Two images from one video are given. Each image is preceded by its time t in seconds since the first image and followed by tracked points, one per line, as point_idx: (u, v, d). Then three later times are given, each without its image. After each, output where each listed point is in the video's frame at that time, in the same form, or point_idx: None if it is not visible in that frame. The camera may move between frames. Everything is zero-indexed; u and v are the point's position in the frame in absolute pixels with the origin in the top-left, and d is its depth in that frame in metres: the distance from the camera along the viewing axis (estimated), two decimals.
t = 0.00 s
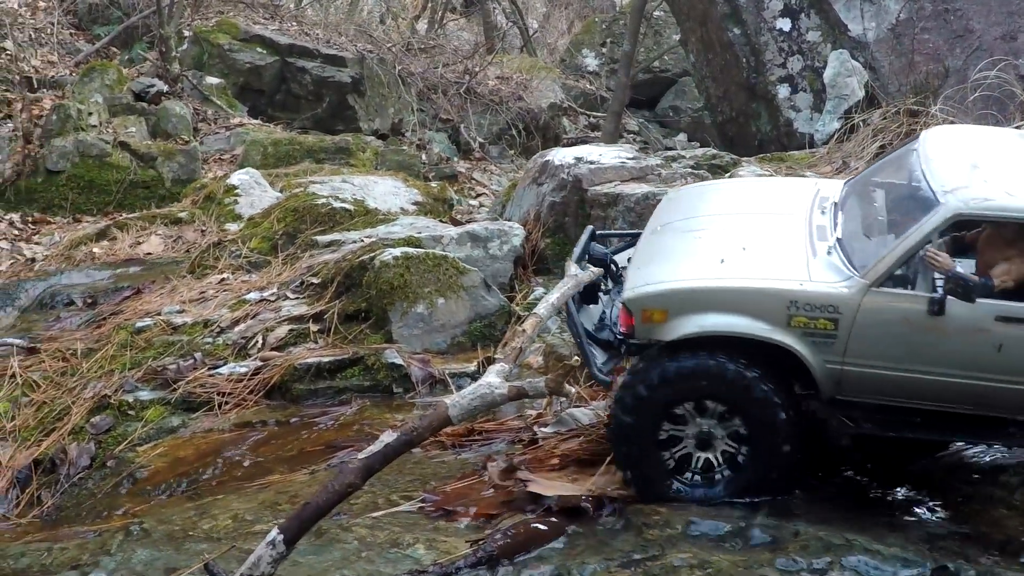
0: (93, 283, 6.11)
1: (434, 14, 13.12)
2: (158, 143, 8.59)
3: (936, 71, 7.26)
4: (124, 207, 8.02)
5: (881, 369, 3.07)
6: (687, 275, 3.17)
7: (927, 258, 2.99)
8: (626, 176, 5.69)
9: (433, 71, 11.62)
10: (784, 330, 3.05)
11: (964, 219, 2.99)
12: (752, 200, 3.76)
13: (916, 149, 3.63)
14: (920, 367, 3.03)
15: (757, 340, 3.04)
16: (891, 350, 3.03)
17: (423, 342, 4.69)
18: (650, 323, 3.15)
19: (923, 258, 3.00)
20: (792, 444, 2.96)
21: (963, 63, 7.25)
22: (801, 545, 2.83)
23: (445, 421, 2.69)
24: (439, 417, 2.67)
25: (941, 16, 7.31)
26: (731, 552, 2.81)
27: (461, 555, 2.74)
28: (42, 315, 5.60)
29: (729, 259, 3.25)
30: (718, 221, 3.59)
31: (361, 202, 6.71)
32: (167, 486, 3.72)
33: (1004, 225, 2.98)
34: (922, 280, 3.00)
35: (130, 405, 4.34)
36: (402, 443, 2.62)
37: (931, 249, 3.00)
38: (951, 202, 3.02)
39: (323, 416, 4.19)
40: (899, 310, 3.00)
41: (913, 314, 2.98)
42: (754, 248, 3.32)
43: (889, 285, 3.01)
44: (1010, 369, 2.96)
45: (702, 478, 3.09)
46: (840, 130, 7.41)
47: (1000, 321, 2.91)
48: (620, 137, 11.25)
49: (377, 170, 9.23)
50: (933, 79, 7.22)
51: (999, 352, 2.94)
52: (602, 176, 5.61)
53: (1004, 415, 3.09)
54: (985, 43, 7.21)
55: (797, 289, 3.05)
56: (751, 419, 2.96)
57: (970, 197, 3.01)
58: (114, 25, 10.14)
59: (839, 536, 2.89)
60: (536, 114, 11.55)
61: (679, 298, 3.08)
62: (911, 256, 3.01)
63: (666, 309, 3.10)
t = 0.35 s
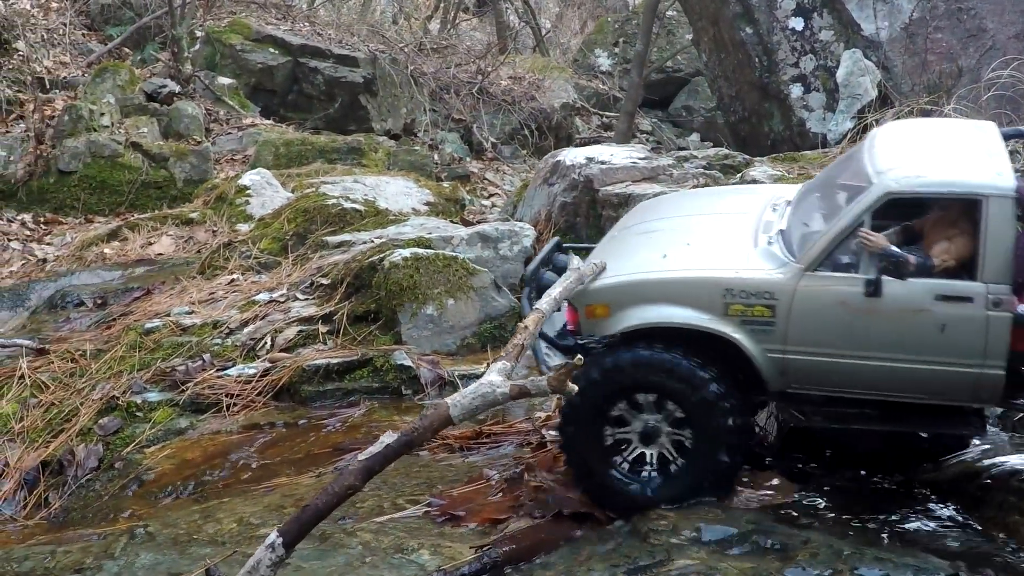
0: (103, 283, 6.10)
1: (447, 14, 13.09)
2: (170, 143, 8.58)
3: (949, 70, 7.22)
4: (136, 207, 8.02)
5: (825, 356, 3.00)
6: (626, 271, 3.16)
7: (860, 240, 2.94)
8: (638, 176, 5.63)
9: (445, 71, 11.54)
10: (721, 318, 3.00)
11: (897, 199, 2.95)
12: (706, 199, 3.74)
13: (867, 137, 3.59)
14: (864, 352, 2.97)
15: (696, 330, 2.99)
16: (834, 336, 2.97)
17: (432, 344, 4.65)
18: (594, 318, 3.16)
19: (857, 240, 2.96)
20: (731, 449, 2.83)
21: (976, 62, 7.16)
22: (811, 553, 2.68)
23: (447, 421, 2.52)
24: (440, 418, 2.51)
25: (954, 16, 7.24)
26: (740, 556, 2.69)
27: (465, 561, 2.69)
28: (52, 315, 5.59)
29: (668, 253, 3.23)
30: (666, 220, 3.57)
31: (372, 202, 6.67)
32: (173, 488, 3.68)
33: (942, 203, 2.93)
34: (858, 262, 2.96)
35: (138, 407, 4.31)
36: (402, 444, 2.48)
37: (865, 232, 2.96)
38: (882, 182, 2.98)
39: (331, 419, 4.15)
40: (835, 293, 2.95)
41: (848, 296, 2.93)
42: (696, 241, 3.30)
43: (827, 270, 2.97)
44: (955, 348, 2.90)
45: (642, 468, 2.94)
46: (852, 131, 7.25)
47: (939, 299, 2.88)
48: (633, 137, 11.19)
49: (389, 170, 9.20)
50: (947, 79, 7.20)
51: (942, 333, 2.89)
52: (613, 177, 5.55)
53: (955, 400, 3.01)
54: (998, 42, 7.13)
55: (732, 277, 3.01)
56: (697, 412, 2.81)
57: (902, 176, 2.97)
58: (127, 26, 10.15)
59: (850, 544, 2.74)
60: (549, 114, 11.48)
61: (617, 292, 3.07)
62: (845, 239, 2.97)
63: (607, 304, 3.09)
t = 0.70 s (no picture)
0: (106, 283, 6.09)
1: (455, 13, 13.04)
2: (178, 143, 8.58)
3: (957, 69, 7.02)
4: (142, 207, 8.01)
5: (736, 328, 2.81)
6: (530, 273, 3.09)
7: (747, 205, 2.86)
8: (642, 175, 5.55)
9: (455, 71, 11.35)
10: (624, 300, 2.87)
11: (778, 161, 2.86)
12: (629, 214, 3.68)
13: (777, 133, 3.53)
14: (774, 319, 2.79)
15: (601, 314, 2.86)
16: (741, 307, 2.79)
17: (432, 344, 4.59)
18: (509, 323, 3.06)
19: (745, 207, 2.86)
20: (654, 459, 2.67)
21: (985, 60, 7.03)
22: (807, 562, 2.57)
23: (422, 409, 2.44)
24: (416, 404, 2.44)
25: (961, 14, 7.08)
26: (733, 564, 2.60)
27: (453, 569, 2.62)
28: (54, 316, 5.58)
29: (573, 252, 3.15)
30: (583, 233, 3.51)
31: (375, 201, 6.63)
32: (167, 490, 3.64)
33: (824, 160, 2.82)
34: (746, 230, 2.85)
35: (136, 408, 4.28)
36: (378, 432, 2.41)
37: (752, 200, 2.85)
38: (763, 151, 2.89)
39: (329, 420, 4.10)
40: (731, 260, 2.81)
41: (743, 260, 2.79)
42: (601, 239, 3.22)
43: (719, 242, 2.84)
44: (860, 302, 2.73)
45: (575, 474, 2.78)
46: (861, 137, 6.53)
47: (835, 250, 2.74)
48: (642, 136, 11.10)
49: (396, 169, 9.15)
50: (956, 76, 6.99)
51: (844, 284, 2.73)
52: (616, 177, 5.48)
53: (872, 360, 2.82)
54: (1007, 40, 7.05)
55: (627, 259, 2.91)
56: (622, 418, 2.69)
57: (785, 142, 2.88)
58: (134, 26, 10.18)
59: (847, 552, 2.60)
60: (557, 113, 11.40)
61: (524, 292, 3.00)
62: (734, 209, 2.86)
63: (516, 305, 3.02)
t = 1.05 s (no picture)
0: (108, 283, 6.08)
1: (461, 14, 13.02)
2: (182, 143, 8.56)
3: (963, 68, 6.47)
4: (146, 208, 8.00)
5: (616, 315, 2.70)
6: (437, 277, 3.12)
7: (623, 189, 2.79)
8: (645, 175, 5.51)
9: (460, 71, 11.11)
10: (516, 291, 2.84)
11: (655, 149, 2.82)
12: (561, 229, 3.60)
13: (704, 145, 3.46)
14: (653, 302, 2.66)
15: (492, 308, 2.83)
16: (618, 290, 2.68)
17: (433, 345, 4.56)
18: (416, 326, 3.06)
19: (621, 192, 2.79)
20: (560, 475, 2.67)
21: (994, 59, 6.56)
22: (804, 570, 2.49)
23: (392, 381, 2.61)
24: (384, 380, 2.59)
25: (969, 12, 6.53)
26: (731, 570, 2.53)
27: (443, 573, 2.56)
28: (54, 316, 5.56)
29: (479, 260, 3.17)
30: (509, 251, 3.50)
31: (377, 201, 6.60)
32: (161, 492, 3.62)
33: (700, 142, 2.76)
34: (624, 218, 2.78)
35: (133, 408, 4.26)
36: (348, 406, 2.51)
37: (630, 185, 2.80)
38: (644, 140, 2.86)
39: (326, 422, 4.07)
40: (608, 245, 2.73)
41: (619, 244, 2.71)
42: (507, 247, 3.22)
43: (597, 231, 2.78)
44: (737, 278, 2.58)
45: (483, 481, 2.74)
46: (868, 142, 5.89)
47: (707, 228, 2.63)
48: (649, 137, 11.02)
49: (401, 169, 9.11)
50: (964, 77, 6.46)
51: (716, 261, 2.60)
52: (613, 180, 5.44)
53: (762, 342, 2.65)
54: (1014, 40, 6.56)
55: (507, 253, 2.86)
56: (540, 427, 2.65)
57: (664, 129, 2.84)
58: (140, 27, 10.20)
59: (847, 561, 2.51)
60: (563, 114, 11.36)
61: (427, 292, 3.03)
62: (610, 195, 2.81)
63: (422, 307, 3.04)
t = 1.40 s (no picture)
0: (112, 282, 6.05)
1: (467, 14, 13.00)
2: (188, 142, 8.54)
3: (971, 67, 6.09)
4: (152, 206, 7.98)
5: (513, 371, 2.95)
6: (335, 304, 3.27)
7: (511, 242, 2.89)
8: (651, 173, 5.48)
9: (466, 71, 11.04)
10: (407, 337, 3.00)
11: (542, 195, 2.91)
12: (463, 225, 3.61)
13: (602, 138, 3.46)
14: (549, 360, 2.90)
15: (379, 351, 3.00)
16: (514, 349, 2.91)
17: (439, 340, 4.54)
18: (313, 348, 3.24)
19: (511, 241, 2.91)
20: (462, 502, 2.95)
21: (1001, 58, 6.09)
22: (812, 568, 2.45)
23: (364, 320, 2.68)
24: (359, 317, 2.67)
25: (978, 10, 6.11)
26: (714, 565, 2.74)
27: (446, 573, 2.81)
28: (57, 313, 5.54)
29: (377, 284, 3.28)
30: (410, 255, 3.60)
31: (382, 200, 6.57)
32: (163, 490, 3.59)
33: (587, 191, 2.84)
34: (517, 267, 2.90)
35: (136, 406, 4.23)
36: (320, 346, 2.63)
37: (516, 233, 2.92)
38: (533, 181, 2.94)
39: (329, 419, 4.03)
40: (500, 299, 2.90)
41: (511, 300, 2.88)
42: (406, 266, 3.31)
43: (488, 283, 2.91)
44: (625, 347, 2.79)
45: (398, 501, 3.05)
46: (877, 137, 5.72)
47: (597, 295, 2.77)
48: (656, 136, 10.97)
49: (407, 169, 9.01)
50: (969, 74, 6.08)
51: (604, 329, 2.79)
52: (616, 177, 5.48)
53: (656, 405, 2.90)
54: None
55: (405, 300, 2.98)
56: (448, 463, 2.94)
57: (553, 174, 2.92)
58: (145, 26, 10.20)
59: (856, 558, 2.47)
60: (569, 113, 11.35)
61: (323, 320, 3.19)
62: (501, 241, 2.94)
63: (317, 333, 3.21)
